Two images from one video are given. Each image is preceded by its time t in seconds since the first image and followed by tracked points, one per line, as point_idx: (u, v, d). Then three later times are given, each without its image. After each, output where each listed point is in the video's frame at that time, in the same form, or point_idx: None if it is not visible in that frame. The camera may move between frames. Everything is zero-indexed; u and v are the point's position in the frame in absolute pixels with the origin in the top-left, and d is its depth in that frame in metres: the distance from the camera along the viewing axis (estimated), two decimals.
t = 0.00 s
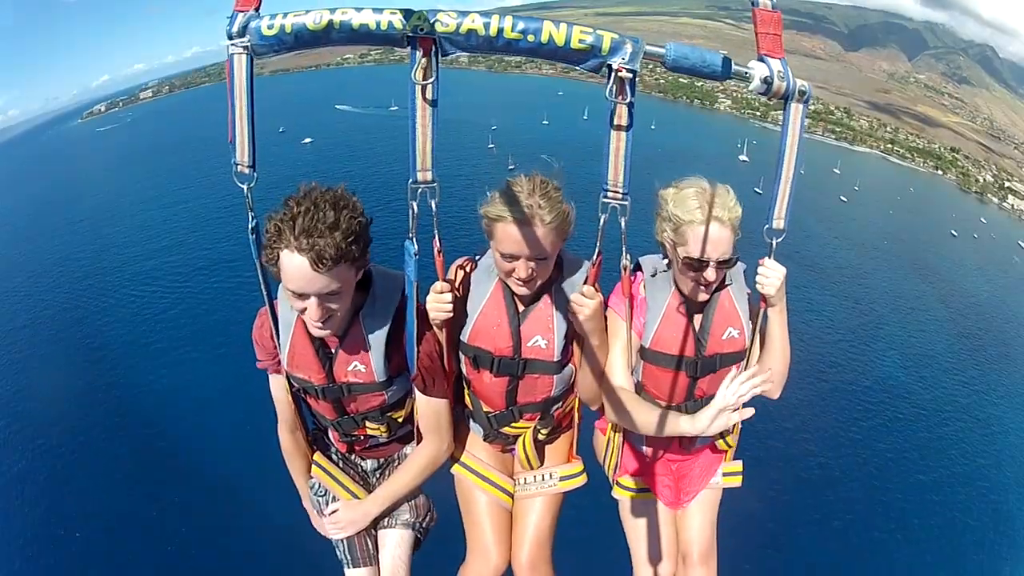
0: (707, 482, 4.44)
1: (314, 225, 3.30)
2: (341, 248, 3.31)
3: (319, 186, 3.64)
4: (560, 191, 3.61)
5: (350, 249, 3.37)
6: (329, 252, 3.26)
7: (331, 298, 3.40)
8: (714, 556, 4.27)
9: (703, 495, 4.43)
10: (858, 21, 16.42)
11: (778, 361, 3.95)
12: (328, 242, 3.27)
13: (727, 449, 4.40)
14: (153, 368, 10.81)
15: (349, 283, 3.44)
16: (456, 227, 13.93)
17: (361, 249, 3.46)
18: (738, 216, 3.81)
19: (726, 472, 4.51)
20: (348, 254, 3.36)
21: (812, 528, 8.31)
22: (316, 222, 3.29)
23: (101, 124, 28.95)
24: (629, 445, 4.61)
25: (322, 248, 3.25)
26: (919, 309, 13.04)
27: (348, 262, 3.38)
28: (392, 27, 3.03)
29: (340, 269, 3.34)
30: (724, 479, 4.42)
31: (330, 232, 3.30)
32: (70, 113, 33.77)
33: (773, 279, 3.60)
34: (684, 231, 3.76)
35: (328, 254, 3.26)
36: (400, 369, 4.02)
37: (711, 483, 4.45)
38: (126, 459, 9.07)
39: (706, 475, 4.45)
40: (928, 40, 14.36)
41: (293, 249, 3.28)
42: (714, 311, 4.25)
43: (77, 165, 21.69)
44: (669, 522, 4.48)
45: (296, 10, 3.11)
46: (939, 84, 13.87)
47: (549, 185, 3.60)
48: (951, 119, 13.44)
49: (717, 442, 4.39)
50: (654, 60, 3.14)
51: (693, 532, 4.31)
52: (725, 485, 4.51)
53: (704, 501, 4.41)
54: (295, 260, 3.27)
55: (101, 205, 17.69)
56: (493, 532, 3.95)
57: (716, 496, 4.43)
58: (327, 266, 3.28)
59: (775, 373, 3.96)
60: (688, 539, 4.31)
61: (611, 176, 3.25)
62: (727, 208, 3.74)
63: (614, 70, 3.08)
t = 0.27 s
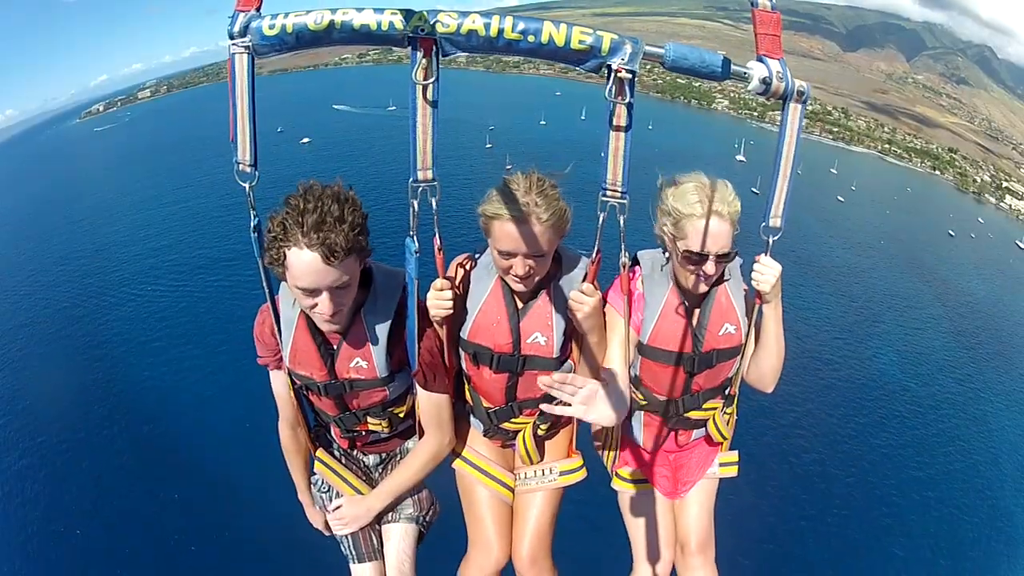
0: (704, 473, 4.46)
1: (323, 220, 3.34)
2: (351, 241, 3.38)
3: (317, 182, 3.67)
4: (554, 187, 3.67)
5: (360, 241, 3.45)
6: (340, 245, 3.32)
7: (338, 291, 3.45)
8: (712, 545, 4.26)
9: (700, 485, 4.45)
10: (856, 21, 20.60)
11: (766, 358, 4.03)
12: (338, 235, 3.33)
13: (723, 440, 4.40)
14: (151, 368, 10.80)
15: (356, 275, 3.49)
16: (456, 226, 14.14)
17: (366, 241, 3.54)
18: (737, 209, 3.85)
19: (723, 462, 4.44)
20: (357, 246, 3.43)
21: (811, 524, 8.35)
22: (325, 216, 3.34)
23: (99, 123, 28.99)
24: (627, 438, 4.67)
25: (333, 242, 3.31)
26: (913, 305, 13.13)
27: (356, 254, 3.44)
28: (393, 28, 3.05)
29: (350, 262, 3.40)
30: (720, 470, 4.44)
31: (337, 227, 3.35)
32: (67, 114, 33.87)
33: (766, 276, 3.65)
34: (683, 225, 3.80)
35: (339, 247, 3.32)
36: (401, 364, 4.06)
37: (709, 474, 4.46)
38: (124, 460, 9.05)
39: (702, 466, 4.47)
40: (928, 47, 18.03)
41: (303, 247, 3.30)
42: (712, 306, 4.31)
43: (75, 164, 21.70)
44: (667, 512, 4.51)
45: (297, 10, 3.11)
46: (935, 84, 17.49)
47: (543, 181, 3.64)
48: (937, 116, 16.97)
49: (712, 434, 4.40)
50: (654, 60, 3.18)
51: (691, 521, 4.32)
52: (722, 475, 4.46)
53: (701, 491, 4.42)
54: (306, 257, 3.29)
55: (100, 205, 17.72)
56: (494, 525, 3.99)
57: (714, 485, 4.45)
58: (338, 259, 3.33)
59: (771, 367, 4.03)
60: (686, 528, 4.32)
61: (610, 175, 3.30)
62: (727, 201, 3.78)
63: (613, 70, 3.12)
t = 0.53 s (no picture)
0: (703, 471, 4.49)
1: (317, 223, 3.34)
2: (346, 243, 3.37)
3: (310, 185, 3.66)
4: (551, 185, 3.68)
5: (353, 243, 3.44)
6: (334, 248, 3.31)
7: (336, 294, 3.44)
8: (711, 543, 4.32)
9: (700, 482, 4.48)
10: (853, 25, 20.73)
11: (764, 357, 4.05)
12: (333, 238, 3.32)
13: (723, 438, 4.44)
14: (152, 367, 10.81)
15: (353, 277, 3.49)
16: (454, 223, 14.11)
17: (362, 242, 3.53)
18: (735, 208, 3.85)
19: (722, 460, 4.52)
20: (352, 248, 3.43)
21: (809, 520, 8.36)
22: (319, 219, 3.34)
23: (99, 124, 29.06)
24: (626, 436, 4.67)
25: (327, 245, 3.30)
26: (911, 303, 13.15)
27: (352, 256, 3.44)
28: (393, 27, 3.05)
29: (346, 264, 3.40)
30: (720, 467, 4.50)
31: (332, 229, 3.35)
32: (66, 115, 33.91)
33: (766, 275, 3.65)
34: (680, 225, 3.81)
35: (334, 251, 3.31)
36: (401, 362, 4.06)
37: (708, 472, 4.50)
38: (124, 459, 9.06)
39: (702, 464, 4.50)
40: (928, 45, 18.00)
41: (298, 251, 3.30)
42: (712, 303, 4.30)
43: (75, 165, 21.75)
44: (667, 508, 4.57)
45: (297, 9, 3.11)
46: (930, 86, 17.70)
47: (540, 179, 3.67)
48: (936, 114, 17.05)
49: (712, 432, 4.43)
50: (652, 59, 3.19)
51: (691, 519, 4.39)
52: (721, 473, 4.53)
53: (701, 489, 4.46)
54: (300, 261, 3.28)
55: (98, 206, 17.71)
56: (492, 523, 4.01)
57: (713, 483, 4.49)
58: (334, 263, 3.32)
59: (771, 365, 4.05)
60: (686, 526, 4.38)
61: (609, 174, 3.31)
62: (724, 200, 3.78)
63: (613, 69, 3.13)
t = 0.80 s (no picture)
0: (700, 472, 4.50)
1: (319, 223, 3.36)
2: (345, 245, 3.38)
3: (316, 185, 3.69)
4: (554, 180, 3.71)
5: (353, 245, 3.45)
6: (333, 250, 3.33)
7: (337, 293, 3.47)
8: (708, 545, 4.31)
9: (697, 484, 4.48)
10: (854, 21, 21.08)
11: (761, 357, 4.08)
12: (332, 240, 3.33)
13: (720, 440, 4.41)
14: (151, 367, 10.82)
15: (353, 278, 3.52)
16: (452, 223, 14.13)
17: (363, 243, 3.53)
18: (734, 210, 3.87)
19: (719, 462, 4.50)
20: (352, 250, 3.44)
21: (808, 517, 8.38)
22: (319, 221, 3.35)
23: (98, 125, 29.12)
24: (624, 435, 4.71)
25: (326, 247, 3.32)
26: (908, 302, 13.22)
27: (352, 257, 3.46)
28: (393, 27, 3.03)
29: (345, 266, 3.42)
30: (717, 469, 4.49)
31: (333, 229, 3.37)
32: (66, 116, 33.99)
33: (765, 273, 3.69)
34: (679, 225, 3.83)
35: (332, 252, 3.33)
36: (404, 360, 4.07)
37: (705, 473, 4.50)
38: (124, 459, 9.07)
39: (699, 465, 4.51)
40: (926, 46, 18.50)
41: (298, 251, 3.33)
42: (708, 304, 4.32)
43: (75, 166, 21.78)
44: (664, 508, 4.60)
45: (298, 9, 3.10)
46: (931, 84, 17.94)
47: (543, 175, 3.69)
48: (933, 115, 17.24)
49: (709, 433, 4.42)
50: (652, 59, 3.21)
51: (687, 521, 4.36)
52: (718, 475, 4.51)
53: (698, 490, 4.46)
54: (300, 261, 3.32)
55: (98, 206, 17.73)
56: (492, 522, 4.03)
57: (710, 485, 4.48)
58: (333, 264, 3.35)
59: (767, 366, 4.07)
60: (683, 528, 4.36)
61: (609, 173, 3.33)
62: (722, 201, 3.80)
63: (614, 69, 3.13)
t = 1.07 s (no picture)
0: (691, 469, 4.54)
1: (328, 220, 3.41)
2: (351, 242, 3.43)
3: (325, 179, 3.73)
4: (552, 173, 3.76)
5: (359, 242, 3.50)
6: (339, 247, 3.37)
7: (341, 287, 3.52)
8: (698, 542, 4.34)
9: (687, 481, 4.52)
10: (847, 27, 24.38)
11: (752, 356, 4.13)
12: (338, 237, 3.38)
13: (712, 436, 4.47)
14: (144, 362, 10.81)
15: (355, 273, 3.56)
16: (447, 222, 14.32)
17: (368, 241, 3.59)
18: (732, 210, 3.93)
19: (710, 459, 4.57)
20: (357, 247, 3.50)
21: (798, 515, 8.47)
22: (328, 217, 3.40)
23: (92, 120, 29.08)
24: (615, 432, 4.76)
25: (333, 243, 3.36)
26: (896, 304, 13.43)
27: (356, 254, 3.51)
28: (393, 27, 3.06)
29: (349, 262, 3.47)
30: (707, 466, 4.54)
31: (342, 226, 3.42)
32: (59, 110, 33.90)
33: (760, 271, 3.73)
34: (677, 223, 3.89)
35: (339, 249, 3.38)
36: (403, 353, 4.12)
37: (695, 470, 4.55)
38: (117, 453, 9.06)
39: (689, 462, 4.55)
40: (921, 52, 21.56)
41: (304, 245, 3.37)
42: (701, 301, 4.37)
43: (69, 161, 21.73)
44: (653, 506, 4.60)
45: (299, 8, 3.12)
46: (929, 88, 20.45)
47: (543, 169, 3.74)
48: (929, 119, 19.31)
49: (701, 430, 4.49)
50: (651, 59, 3.26)
51: (678, 517, 4.40)
52: (709, 472, 4.58)
53: (688, 487, 4.49)
54: (306, 255, 3.35)
55: (94, 201, 17.76)
56: (490, 516, 4.07)
57: (701, 483, 4.52)
58: (338, 260, 3.39)
59: (761, 364, 4.11)
60: (673, 525, 4.40)
61: (607, 172, 3.36)
62: (721, 203, 3.85)
63: (611, 69, 3.16)
